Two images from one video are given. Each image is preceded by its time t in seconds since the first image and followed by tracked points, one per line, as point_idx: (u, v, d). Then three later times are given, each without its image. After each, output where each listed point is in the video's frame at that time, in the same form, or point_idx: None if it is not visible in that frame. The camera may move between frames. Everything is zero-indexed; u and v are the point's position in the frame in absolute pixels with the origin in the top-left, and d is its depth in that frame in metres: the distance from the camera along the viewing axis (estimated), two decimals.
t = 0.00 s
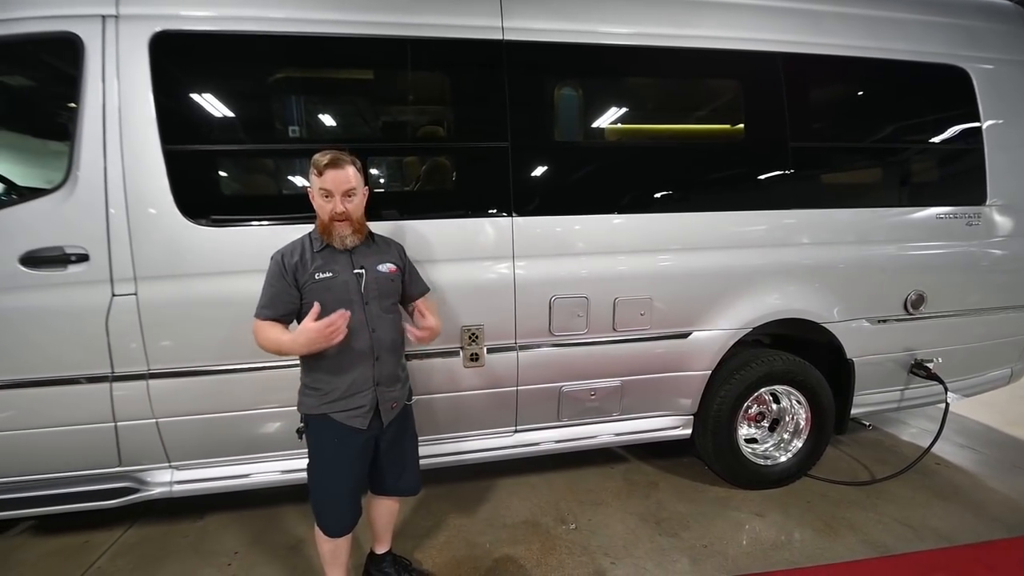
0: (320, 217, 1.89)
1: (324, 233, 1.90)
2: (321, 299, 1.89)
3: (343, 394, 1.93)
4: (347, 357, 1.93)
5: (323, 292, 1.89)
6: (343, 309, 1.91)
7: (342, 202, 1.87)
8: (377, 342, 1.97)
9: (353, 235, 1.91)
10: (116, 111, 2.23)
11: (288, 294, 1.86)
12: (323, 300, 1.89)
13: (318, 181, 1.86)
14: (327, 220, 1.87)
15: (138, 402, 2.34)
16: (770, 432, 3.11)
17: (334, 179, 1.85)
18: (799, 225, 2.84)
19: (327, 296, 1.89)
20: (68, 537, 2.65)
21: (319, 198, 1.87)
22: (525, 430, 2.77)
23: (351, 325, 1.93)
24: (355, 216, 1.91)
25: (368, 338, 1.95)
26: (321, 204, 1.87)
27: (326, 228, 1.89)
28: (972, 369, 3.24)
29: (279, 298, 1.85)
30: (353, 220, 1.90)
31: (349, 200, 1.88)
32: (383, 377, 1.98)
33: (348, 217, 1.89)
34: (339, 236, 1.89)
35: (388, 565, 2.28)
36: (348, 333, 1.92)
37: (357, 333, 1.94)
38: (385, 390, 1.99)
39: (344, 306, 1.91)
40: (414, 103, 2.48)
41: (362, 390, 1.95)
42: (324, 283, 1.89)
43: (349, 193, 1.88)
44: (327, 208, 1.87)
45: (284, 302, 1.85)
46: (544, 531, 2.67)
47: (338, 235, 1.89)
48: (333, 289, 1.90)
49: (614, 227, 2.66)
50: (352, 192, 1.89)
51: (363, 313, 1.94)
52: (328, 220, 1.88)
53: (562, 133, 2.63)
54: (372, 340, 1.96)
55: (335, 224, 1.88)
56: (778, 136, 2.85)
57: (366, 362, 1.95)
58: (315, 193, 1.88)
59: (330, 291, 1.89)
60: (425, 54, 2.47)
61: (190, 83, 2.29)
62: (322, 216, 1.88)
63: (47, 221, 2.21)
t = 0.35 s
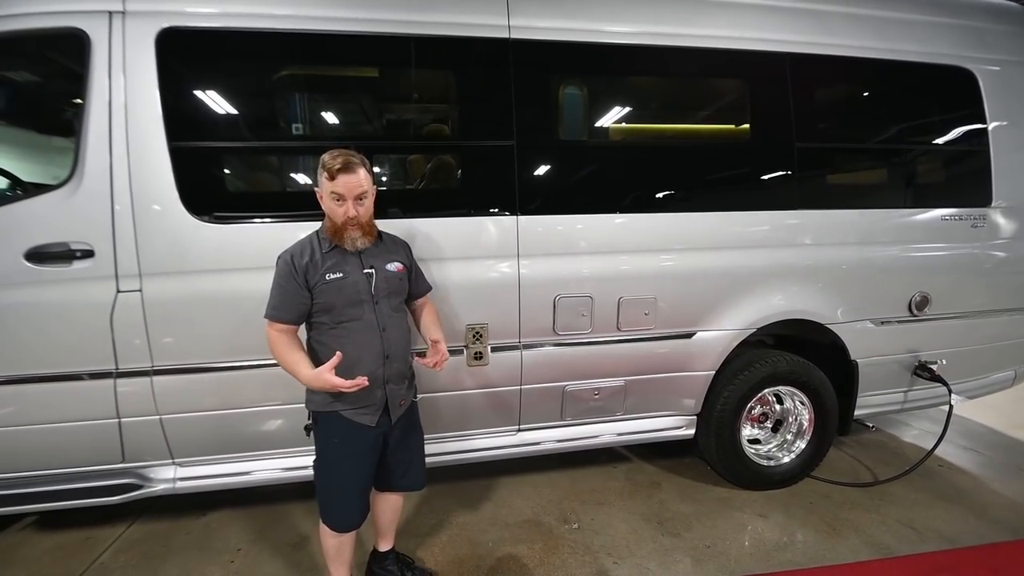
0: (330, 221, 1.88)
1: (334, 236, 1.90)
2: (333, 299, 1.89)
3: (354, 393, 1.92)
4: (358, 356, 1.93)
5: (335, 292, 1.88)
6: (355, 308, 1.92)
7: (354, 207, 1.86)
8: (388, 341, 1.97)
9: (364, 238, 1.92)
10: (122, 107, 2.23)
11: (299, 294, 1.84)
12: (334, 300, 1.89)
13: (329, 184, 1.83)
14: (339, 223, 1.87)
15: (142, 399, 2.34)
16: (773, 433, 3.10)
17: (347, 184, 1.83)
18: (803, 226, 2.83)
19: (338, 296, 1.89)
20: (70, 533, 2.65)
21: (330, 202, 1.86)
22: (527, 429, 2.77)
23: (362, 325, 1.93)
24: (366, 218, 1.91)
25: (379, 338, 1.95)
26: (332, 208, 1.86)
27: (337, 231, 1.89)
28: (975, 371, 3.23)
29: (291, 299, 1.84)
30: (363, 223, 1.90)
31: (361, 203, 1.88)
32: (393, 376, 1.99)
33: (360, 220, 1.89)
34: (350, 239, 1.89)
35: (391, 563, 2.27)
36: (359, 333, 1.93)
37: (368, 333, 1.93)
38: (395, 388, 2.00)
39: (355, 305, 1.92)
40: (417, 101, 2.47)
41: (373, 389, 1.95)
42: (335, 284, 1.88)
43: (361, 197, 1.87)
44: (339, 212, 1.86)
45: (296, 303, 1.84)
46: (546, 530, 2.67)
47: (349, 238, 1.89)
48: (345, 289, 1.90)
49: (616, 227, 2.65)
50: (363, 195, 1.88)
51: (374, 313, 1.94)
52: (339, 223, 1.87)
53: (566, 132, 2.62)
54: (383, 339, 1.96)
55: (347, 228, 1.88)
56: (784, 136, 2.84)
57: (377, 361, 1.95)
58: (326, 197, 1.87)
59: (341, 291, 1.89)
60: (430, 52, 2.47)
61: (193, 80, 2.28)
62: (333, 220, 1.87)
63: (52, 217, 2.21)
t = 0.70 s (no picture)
0: (337, 218, 1.88)
1: (341, 234, 1.89)
2: (339, 297, 1.88)
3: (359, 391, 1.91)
4: (363, 355, 1.92)
5: (341, 290, 1.88)
6: (360, 306, 1.91)
7: (362, 205, 1.86)
8: (392, 340, 1.96)
9: (372, 236, 1.91)
10: (122, 105, 2.22)
11: (305, 292, 1.83)
12: (340, 298, 1.88)
13: (338, 182, 1.83)
14: (347, 221, 1.86)
15: (141, 398, 2.33)
16: (773, 434, 3.11)
17: (357, 182, 1.84)
18: (803, 227, 2.84)
19: (344, 294, 1.88)
20: (68, 532, 2.63)
21: (338, 199, 1.86)
22: (527, 429, 2.77)
23: (367, 323, 1.92)
24: (373, 217, 1.91)
25: (384, 336, 1.94)
26: (340, 205, 1.86)
27: (345, 229, 1.88)
28: (974, 373, 3.24)
29: (297, 296, 1.83)
30: (371, 222, 1.90)
31: (369, 202, 1.88)
32: (397, 375, 1.98)
33: (368, 219, 1.89)
34: (358, 237, 1.89)
35: (390, 563, 2.27)
36: (365, 332, 1.92)
37: (373, 331, 1.93)
38: (399, 387, 1.99)
39: (361, 304, 1.91)
40: (418, 100, 2.47)
41: (377, 388, 1.94)
42: (341, 282, 1.88)
43: (370, 196, 1.88)
44: (347, 210, 1.86)
45: (302, 300, 1.83)
46: (546, 531, 2.67)
47: (357, 236, 1.88)
48: (351, 287, 1.89)
49: (617, 226, 2.65)
50: (372, 194, 1.88)
51: (379, 311, 1.94)
52: (347, 221, 1.86)
53: (567, 132, 2.62)
54: (388, 338, 1.95)
55: (355, 226, 1.87)
56: (785, 137, 2.84)
57: (381, 360, 1.94)
58: (334, 194, 1.86)
59: (347, 289, 1.89)
60: (431, 51, 2.46)
61: (194, 78, 2.27)
62: (340, 218, 1.87)
63: (50, 215, 2.20)
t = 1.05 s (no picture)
0: (341, 210, 1.89)
1: (345, 226, 1.89)
2: (341, 296, 1.88)
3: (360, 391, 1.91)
4: (365, 354, 1.92)
5: (343, 290, 1.88)
6: (362, 306, 1.91)
7: (366, 195, 1.88)
8: (394, 340, 1.96)
9: (374, 228, 1.91)
10: (121, 105, 2.22)
11: (308, 291, 1.84)
12: (343, 298, 1.88)
13: (343, 173, 1.86)
14: (350, 212, 1.87)
15: (140, 398, 2.33)
16: (772, 434, 3.11)
17: (361, 172, 1.86)
18: (802, 227, 2.84)
19: (347, 294, 1.88)
20: (67, 532, 2.63)
21: (342, 191, 1.87)
22: (527, 429, 2.77)
23: (370, 323, 1.92)
24: (377, 209, 1.92)
25: (386, 336, 1.94)
26: (344, 196, 1.87)
27: (348, 219, 1.88)
28: (973, 373, 3.24)
29: (300, 295, 1.83)
30: (374, 213, 1.91)
31: (373, 192, 1.89)
32: (399, 375, 1.98)
33: (372, 210, 1.90)
34: (360, 228, 1.89)
35: (390, 563, 2.27)
36: (367, 332, 1.92)
37: (375, 331, 1.93)
38: (400, 387, 1.99)
39: (363, 303, 1.91)
40: (418, 100, 2.46)
41: (379, 387, 1.94)
42: (344, 281, 1.88)
43: (374, 187, 1.89)
44: (351, 200, 1.87)
45: (305, 299, 1.83)
46: (545, 531, 2.67)
47: (359, 227, 1.88)
48: (353, 287, 1.89)
49: (616, 226, 2.65)
50: (375, 185, 1.90)
51: (381, 311, 1.94)
52: (350, 212, 1.87)
53: (567, 133, 2.62)
54: (390, 338, 1.95)
55: (358, 216, 1.88)
56: (785, 137, 2.84)
57: (383, 360, 1.94)
58: (339, 187, 1.88)
59: (350, 288, 1.89)
60: (431, 51, 2.46)
61: (193, 77, 2.27)
62: (344, 209, 1.88)
63: (50, 215, 2.19)
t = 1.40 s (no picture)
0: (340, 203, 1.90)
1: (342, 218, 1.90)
2: (342, 296, 1.88)
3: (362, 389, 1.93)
4: (365, 354, 1.93)
5: (344, 290, 1.88)
6: (363, 306, 1.91)
7: (362, 184, 1.90)
8: (395, 340, 1.97)
9: (370, 217, 1.89)
10: (121, 104, 2.22)
11: (309, 291, 1.84)
12: (343, 298, 1.89)
13: (341, 166, 1.91)
14: (346, 202, 1.88)
15: (140, 397, 2.33)
16: (770, 433, 3.12)
17: (358, 163, 1.91)
18: (801, 227, 2.84)
19: (347, 294, 1.89)
20: (66, 531, 2.64)
21: (341, 183, 1.91)
22: (526, 428, 2.78)
23: (370, 323, 1.93)
24: (374, 199, 1.91)
25: (386, 336, 1.95)
26: (342, 188, 1.90)
27: (345, 211, 1.88)
28: (971, 373, 3.25)
29: (300, 295, 1.83)
30: (371, 204, 1.90)
31: (369, 182, 1.91)
32: (399, 374, 1.99)
33: (367, 200, 1.90)
34: (355, 217, 1.87)
35: (389, 562, 2.28)
36: (368, 332, 1.92)
37: (376, 331, 1.93)
38: (400, 387, 2.00)
39: (364, 304, 1.91)
40: (418, 99, 2.47)
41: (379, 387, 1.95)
42: (345, 281, 1.88)
43: (370, 178, 1.91)
44: (347, 190, 1.89)
45: (306, 299, 1.84)
46: (544, 530, 2.67)
47: (355, 216, 1.87)
48: (354, 287, 1.89)
49: (616, 226, 2.65)
50: (372, 176, 1.92)
51: (382, 311, 1.94)
52: (347, 202, 1.88)
53: (566, 132, 2.62)
54: (391, 337, 1.96)
55: (355, 206, 1.87)
56: (784, 138, 2.85)
57: (384, 359, 1.95)
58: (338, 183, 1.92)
59: (350, 289, 1.89)
60: (431, 51, 2.46)
61: (193, 77, 2.27)
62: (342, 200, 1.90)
63: (49, 214, 2.20)
